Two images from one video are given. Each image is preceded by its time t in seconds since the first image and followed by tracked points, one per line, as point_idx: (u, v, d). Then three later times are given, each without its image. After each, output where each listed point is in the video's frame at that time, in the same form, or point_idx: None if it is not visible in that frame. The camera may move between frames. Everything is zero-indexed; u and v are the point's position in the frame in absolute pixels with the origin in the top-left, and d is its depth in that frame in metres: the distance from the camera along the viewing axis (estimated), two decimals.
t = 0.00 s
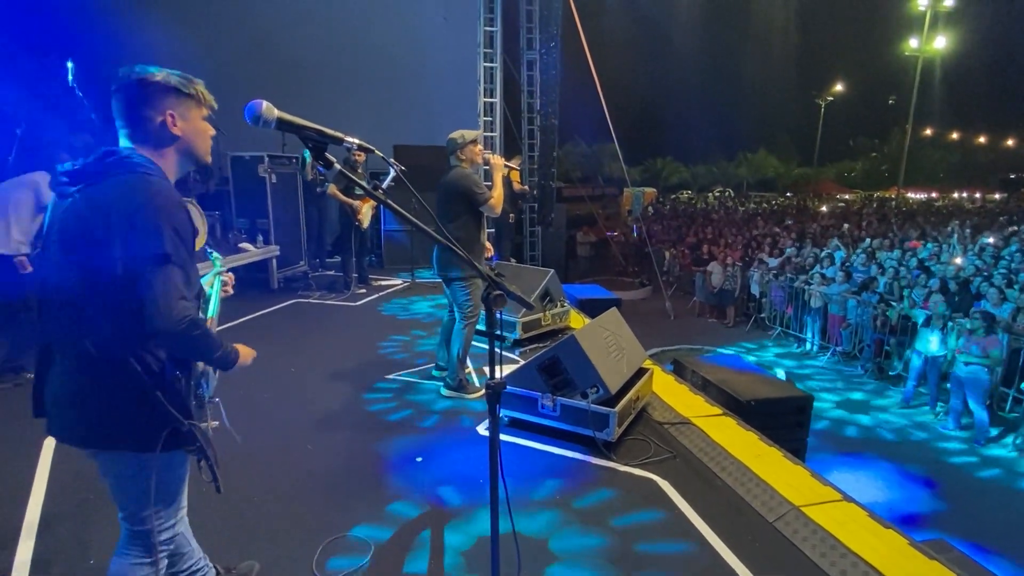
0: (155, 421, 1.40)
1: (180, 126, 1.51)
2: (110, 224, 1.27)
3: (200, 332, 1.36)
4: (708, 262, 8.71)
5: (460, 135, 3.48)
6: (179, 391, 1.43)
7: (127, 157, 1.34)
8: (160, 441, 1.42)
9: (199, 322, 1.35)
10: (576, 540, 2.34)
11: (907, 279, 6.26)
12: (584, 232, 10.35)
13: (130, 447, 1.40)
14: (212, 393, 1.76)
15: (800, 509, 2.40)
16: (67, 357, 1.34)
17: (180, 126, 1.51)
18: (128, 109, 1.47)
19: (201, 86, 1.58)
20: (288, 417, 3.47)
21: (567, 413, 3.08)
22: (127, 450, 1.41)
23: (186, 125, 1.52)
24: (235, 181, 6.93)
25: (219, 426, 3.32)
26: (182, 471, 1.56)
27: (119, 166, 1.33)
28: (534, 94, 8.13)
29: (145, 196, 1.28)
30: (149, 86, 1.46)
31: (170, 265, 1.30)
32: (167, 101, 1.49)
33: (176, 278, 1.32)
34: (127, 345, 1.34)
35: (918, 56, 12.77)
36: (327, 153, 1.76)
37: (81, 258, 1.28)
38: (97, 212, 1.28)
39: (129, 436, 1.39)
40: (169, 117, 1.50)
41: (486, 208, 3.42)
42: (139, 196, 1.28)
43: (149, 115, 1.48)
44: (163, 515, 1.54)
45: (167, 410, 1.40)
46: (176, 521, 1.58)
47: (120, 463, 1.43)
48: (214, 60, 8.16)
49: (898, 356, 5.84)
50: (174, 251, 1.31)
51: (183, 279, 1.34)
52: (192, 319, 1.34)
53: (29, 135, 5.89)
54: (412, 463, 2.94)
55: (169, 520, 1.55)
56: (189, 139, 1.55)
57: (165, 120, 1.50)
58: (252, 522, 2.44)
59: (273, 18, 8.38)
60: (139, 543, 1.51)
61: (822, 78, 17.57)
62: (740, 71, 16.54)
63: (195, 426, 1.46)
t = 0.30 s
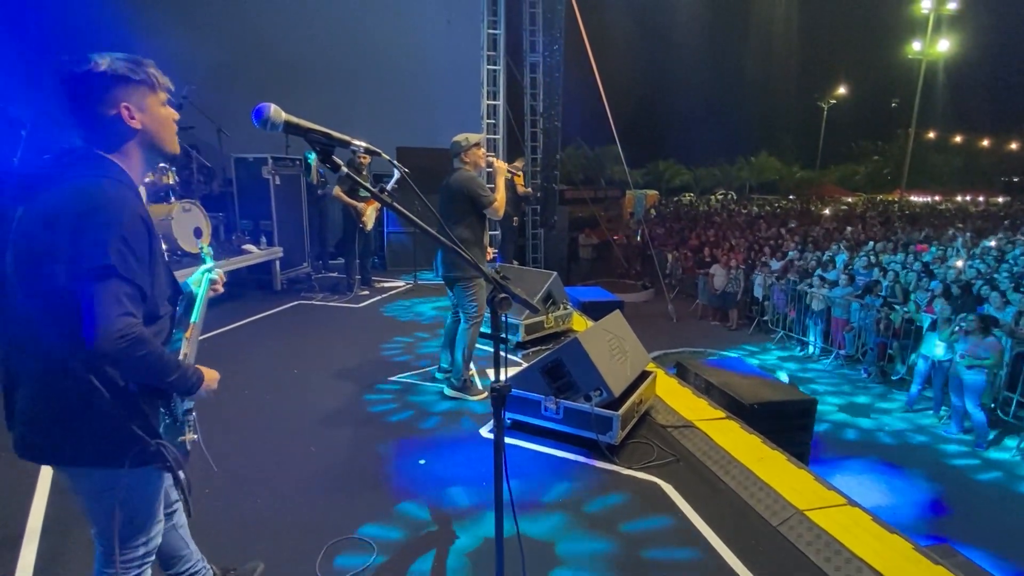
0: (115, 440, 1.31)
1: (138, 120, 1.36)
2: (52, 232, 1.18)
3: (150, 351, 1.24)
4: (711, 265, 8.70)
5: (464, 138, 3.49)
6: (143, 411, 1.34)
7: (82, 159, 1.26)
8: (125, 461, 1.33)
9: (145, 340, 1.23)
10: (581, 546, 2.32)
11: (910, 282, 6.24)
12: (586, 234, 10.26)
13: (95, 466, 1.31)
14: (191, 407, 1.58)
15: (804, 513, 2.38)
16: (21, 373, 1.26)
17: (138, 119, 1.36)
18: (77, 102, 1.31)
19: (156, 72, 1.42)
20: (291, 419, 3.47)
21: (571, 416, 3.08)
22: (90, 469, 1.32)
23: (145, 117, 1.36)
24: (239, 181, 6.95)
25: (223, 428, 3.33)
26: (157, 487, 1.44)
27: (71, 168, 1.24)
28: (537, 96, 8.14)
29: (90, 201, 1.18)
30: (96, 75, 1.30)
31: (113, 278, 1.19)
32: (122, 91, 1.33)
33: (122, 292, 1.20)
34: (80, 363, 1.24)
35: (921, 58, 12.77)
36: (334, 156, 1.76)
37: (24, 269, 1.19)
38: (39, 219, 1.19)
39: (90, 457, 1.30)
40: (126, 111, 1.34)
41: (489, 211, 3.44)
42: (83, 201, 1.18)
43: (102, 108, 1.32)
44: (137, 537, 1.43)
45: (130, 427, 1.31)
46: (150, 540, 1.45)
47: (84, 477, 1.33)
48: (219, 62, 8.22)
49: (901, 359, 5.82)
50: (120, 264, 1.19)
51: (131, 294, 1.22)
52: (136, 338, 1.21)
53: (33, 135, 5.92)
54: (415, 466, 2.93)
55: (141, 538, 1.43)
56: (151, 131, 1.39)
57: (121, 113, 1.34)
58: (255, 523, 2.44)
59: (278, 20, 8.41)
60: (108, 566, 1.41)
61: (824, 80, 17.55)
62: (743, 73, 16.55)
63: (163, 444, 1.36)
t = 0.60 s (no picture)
0: (103, 448, 1.30)
1: (127, 120, 1.35)
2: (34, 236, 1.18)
3: (135, 357, 1.23)
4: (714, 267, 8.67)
5: (468, 137, 3.47)
6: (131, 417, 1.33)
7: (66, 159, 1.26)
8: (114, 468, 1.32)
9: (128, 346, 1.22)
10: (582, 548, 2.32)
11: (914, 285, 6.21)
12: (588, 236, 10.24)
13: (84, 474, 1.31)
14: (182, 414, 1.60)
15: (808, 517, 2.37)
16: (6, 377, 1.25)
17: (127, 116, 1.34)
18: (61, 99, 1.29)
19: (142, 66, 1.39)
20: (294, 420, 3.48)
21: (574, 418, 3.07)
22: (80, 477, 1.32)
23: (134, 114, 1.35)
24: (243, 183, 6.98)
25: (226, 429, 3.34)
26: (148, 496, 1.44)
27: (53, 170, 1.24)
28: (540, 98, 8.14)
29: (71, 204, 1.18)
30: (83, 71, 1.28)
31: (97, 282, 1.17)
32: (109, 88, 1.31)
33: (105, 296, 1.19)
34: (62, 368, 1.23)
35: (925, 60, 12.74)
36: (338, 158, 1.76)
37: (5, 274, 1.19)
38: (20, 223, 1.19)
39: (79, 463, 1.30)
40: (117, 109, 1.33)
41: (492, 212, 3.42)
42: (65, 204, 1.18)
43: (88, 105, 1.30)
44: (126, 545, 1.42)
45: (118, 434, 1.30)
46: (141, 548, 1.45)
47: (75, 484, 1.33)
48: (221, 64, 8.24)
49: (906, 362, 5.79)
50: (102, 267, 1.18)
51: (114, 297, 1.21)
52: (119, 343, 1.20)
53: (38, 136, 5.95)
54: (418, 468, 2.93)
55: (133, 545, 1.43)
56: (139, 129, 1.37)
57: (110, 110, 1.32)
58: (258, 526, 2.43)
59: (283, 21, 8.44)
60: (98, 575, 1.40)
61: (828, 82, 17.53)
62: (746, 75, 16.54)
63: (152, 452, 1.36)
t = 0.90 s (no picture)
0: (107, 449, 1.31)
1: (145, 125, 1.36)
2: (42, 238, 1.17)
3: (142, 360, 1.23)
4: (717, 268, 8.65)
5: (473, 139, 3.47)
6: (133, 418, 1.33)
7: (75, 160, 1.25)
8: (119, 469, 1.33)
9: (138, 349, 1.22)
10: (586, 549, 2.32)
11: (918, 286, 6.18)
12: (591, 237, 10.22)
13: (88, 475, 1.31)
14: (187, 415, 1.60)
15: (813, 519, 2.37)
16: (8, 376, 1.25)
17: (145, 123, 1.35)
18: (79, 101, 1.29)
19: (164, 76, 1.41)
20: (296, 421, 3.49)
21: (577, 420, 3.07)
22: (85, 477, 1.32)
23: (152, 122, 1.36)
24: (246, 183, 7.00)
25: (229, 430, 3.35)
26: (153, 495, 1.44)
27: (63, 171, 1.24)
28: (543, 99, 8.14)
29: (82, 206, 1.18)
30: (109, 76, 1.29)
31: (107, 284, 1.18)
32: (132, 95, 1.33)
33: (114, 299, 1.19)
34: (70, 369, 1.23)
35: (928, 61, 12.71)
36: (343, 157, 1.77)
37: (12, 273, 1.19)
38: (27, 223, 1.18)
39: (82, 464, 1.30)
40: (136, 114, 1.34)
41: (495, 214, 3.42)
42: (76, 206, 1.18)
43: (107, 110, 1.30)
44: (131, 546, 1.42)
45: (122, 435, 1.30)
46: (147, 548, 1.45)
47: (79, 485, 1.34)
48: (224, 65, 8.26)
49: (910, 363, 5.77)
50: (113, 269, 1.18)
51: (124, 300, 1.21)
52: (129, 345, 1.21)
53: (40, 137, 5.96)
54: (421, 469, 2.93)
55: (139, 546, 1.43)
56: (155, 136, 1.38)
57: (131, 118, 1.33)
58: (261, 526, 2.44)
59: (285, 22, 8.45)
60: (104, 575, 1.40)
61: (830, 83, 17.48)
62: (748, 76, 16.51)
63: (156, 454, 1.35)
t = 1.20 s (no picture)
0: (111, 449, 1.30)
1: (158, 128, 1.36)
2: (52, 237, 1.17)
3: (151, 358, 1.24)
4: (720, 268, 8.64)
5: (482, 142, 3.46)
6: (140, 418, 1.33)
7: (86, 161, 1.26)
8: (123, 469, 1.33)
9: (147, 346, 1.23)
10: (588, 549, 2.32)
11: (921, 286, 6.16)
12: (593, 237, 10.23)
13: (92, 474, 1.31)
14: (191, 413, 1.57)
15: (816, 520, 2.36)
16: (17, 376, 1.25)
17: (158, 127, 1.36)
18: (93, 104, 1.29)
19: (178, 83, 1.42)
20: (299, 420, 3.50)
21: (580, 420, 3.06)
22: (88, 476, 1.32)
23: (165, 126, 1.37)
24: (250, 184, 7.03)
25: (232, 429, 3.36)
26: (156, 493, 1.44)
27: (72, 170, 1.24)
28: (545, 100, 8.14)
29: (93, 206, 1.18)
30: (124, 80, 1.30)
31: (118, 282, 1.18)
32: (146, 98, 1.33)
33: (125, 297, 1.20)
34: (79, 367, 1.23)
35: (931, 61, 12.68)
36: (347, 157, 1.77)
37: (21, 273, 1.19)
38: (38, 224, 1.18)
39: (86, 464, 1.29)
40: (150, 117, 1.34)
41: (495, 221, 3.42)
42: (87, 206, 1.18)
43: (121, 113, 1.31)
44: (134, 545, 1.42)
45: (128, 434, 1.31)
46: (149, 548, 1.44)
47: (83, 484, 1.34)
48: (227, 66, 8.28)
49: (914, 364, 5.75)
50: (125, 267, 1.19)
51: (134, 299, 1.22)
52: (138, 343, 1.21)
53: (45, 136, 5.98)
54: (423, 469, 2.93)
55: (142, 545, 1.43)
56: (166, 140, 1.39)
57: (144, 121, 1.34)
58: (263, 526, 2.44)
59: (288, 22, 8.47)
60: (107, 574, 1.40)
61: (833, 83, 17.44)
62: (750, 76, 16.49)
63: (161, 452, 1.35)
